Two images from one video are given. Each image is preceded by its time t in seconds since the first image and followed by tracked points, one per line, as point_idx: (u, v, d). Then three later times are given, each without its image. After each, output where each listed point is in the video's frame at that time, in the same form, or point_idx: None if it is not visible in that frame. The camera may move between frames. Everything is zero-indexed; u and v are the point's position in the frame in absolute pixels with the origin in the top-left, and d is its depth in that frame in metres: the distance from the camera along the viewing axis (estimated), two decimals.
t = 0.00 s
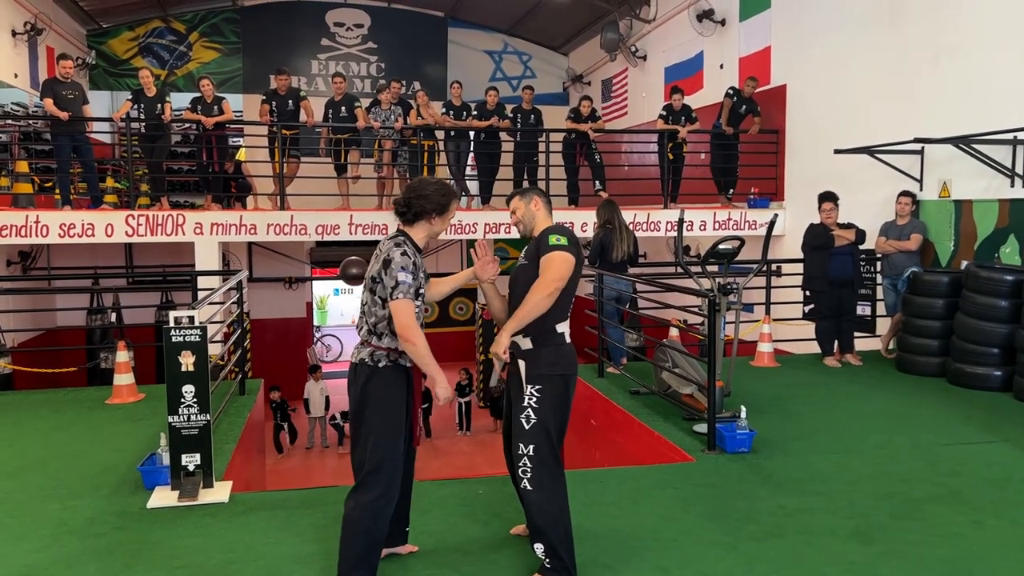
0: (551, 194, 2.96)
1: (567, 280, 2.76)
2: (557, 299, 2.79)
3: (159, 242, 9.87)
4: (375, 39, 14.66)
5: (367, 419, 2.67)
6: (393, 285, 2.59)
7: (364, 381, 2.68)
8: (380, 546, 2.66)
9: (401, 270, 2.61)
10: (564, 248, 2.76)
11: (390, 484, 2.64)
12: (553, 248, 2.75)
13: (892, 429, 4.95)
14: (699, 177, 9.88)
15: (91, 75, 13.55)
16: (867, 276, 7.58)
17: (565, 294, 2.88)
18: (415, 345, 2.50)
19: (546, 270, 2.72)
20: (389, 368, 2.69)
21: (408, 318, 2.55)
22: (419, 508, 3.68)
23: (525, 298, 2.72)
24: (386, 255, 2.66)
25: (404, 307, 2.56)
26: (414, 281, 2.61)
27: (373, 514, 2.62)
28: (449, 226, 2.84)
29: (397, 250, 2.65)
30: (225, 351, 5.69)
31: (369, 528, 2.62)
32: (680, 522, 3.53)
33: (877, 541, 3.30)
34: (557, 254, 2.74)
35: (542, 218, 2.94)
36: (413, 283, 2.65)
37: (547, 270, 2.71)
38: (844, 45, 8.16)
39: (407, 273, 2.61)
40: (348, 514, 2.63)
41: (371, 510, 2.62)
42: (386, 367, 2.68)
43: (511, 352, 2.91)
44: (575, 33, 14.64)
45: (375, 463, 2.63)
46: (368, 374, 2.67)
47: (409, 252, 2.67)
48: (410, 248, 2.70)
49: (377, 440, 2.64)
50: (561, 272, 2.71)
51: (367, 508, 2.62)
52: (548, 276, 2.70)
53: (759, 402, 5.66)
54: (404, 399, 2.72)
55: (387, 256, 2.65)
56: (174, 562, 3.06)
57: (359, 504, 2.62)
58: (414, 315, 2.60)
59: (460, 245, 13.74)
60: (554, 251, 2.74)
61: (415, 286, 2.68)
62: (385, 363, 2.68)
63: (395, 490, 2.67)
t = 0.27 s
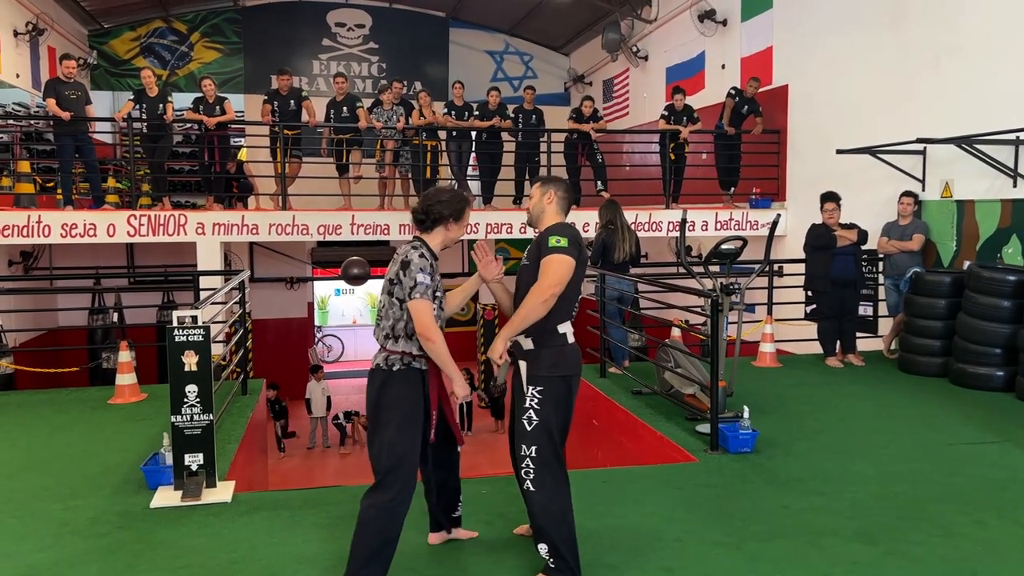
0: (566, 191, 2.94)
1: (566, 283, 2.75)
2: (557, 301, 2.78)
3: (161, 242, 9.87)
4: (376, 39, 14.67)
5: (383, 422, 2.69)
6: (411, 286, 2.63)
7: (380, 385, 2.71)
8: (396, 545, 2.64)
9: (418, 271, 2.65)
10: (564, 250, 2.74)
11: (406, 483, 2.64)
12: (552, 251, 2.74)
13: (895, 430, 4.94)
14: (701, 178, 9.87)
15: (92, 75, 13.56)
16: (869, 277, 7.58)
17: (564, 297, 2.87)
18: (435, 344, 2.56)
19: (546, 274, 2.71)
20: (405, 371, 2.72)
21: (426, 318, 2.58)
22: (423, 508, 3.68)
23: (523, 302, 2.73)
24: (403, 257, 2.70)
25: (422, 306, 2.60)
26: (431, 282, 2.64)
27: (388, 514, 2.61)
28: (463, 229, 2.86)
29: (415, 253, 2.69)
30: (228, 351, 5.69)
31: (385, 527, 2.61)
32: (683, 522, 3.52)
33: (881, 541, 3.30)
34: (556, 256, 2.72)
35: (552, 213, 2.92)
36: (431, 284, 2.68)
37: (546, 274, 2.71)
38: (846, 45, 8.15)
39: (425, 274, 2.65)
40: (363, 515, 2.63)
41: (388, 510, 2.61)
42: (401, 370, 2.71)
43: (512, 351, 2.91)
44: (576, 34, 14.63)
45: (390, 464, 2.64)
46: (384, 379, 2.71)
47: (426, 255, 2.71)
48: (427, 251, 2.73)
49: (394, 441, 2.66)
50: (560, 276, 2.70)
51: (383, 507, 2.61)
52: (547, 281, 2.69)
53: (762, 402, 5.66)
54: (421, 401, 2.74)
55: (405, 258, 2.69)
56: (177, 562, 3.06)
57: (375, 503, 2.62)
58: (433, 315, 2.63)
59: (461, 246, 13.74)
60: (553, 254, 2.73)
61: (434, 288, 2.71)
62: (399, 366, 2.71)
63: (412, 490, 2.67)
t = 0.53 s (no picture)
0: (578, 179, 2.90)
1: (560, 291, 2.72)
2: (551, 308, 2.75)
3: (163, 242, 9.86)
4: (378, 39, 14.67)
5: (398, 406, 2.77)
6: (414, 271, 2.68)
7: (394, 371, 2.78)
8: (412, 528, 2.72)
9: (421, 256, 2.69)
10: (555, 258, 2.69)
11: (421, 465, 2.72)
12: (543, 259, 2.70)
13: (898, 429, 4.94)
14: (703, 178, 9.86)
15: (94, 75, 13.57)
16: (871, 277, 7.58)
17: (564, 299, 2.82)
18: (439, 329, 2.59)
19: (537, 284, 2.69)
20: (418, 356, 2.78)
21: (429, 301, 2.63)
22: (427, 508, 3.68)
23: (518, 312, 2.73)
24: (407, 244, 2.75)
25: (424, 290, 2.64)
26: (433, 266, 2.68)
27: (404, 496, 2.69)
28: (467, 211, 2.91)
29: (417, 239, 2.73)
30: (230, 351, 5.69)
31: (400, 509, 2.69)
32: (687, 522, 3.52)
33: (885, 541, 3.30)
34: (548, 264, 2.69)
35: (560, 202, 2.90)
36: (434, 268, 2.72)
37: (537, 284, 2.68)
38: (849, 45, 8.14)
39: (427, 259, 2.69)
40: (381, 498, 2.71)
41: (403, 492, 2.69)
42: (415, 355, 2.78)
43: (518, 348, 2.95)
44: (577, 34, 14.62)
45: (405, 448, 2.71)
46: (398, 364, 2.78)
47: (430, 240, 2.75)
48: (430, 236, 2.77)
49: (408, 424, 2.73)
50: (552, 285, 2.68)
51: (398, 491, 2.69)
52: (536, 292, 2.67)
53: (764, 402, 5.66)
54: (435, 386, 2.81)
55: (408, 245, 2.74)
56: (182, 561, 3.06)
57: (391, 486, 2.70)
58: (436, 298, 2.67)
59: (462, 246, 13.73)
60: (544, 262, 2.69)
61: (438, 271, 2.74)
62: (413, 352, 2.78)
63: (427, 472, 2.74)
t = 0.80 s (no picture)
0: (577, 176, 2.87)
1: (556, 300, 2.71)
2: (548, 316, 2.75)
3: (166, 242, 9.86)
4: (380, 40, 14.68)
5: (404, 404, 2.79)
6: (413, 269, 2.69)
7: (401, 368, 2.81)
8: (419, 524, 2.72)
9: (420, 253, 2.70)
10: (548, 268, 2.68)
11: (426, 462, 2.73)
12: (537, 269, 2.69)
13: (902, 430, 4.93)
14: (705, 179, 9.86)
15: (96, 76, 13.58)
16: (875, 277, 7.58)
17: (565, 302, 2.82)
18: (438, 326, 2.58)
19: (532, 294, 2.70)
20: (424, 354, 2.79)
21: (427, 298, 2.63)
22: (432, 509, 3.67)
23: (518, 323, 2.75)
24: (408, 243, 2.77)
25: (423, 287, 2.64)
26: (432, 262, 2.68)
27: (409, 493, 2.70)
28: (467, 203, 2.91)
29: (417, 237, 2.75)
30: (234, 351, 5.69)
31: (407, 505, 2.69)
32: (693, 522, 3.52)
33: (891, 542, 3.29)
34: (542, 274, 2.68)
35: (563, 201, 2.90)
36: (434, 265, 2.73)
37: (532, 296, 2.69)
38: (852, 45, 8.14)
39: (426, 256, 2.70)
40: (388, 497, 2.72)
41: (408, 489, 2.70)
42: (421, 352, 2.78)
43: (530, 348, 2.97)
44: (579, 34, 14.61)
45: (410, 445, 2.73)
46: (404, 362, 2.80)
47: (430, 237, 2.76)
48: (431, 233, 2.78)
49: (414, 422, 2.75)
50: (544, 299, 2.67)
51: (403, 487, 2.70)
52: (529, 303, 2.69)
53: (768, 402, 5.65)
54: (441, 384, 2.82)
55: (408, 243, 2.75)
56: (188, 561, 3.06)
57: (396, 484, 2.71)
58: (436, 294, 2.67)
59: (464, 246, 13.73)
60: (539, 272, 2.69)
61: (439, 267, 2.74)
62: (420, 349, 2.78)
63: (433, 469, 2.74)
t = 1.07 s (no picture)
0: (594, 178, 2.87)
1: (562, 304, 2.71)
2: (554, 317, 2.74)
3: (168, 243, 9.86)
4: (382, 40, 14.68)
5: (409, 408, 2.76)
6: (409, 274, 2.67)
7: (405, 373, 2.78)
8: (428, 529, 2.71)
9: (416, 259, 2.68)
10: (554, 271, 2.68)
11: (434, 467, 2.71)
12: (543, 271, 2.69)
13: (906, 431, 4.93)
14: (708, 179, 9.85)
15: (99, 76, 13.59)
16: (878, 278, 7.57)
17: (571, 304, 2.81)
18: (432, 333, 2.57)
19: (538, 296, 2.69)
20: (427, 358, 2.76)
21: (424, 305, 2.62)
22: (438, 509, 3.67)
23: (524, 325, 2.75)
24: (403, 248, 2.75)
25: (419, 294, 2.63)
26: (427, 267, 2.66)
27: (417, 498, 2.68)
28: (460, 201, 2.89)
29: (412, 242, 2.73)
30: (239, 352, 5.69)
31: (416, 511, 2.67)
32: (698, 523, 3.51)
33: (898, 542, 3.28)
34: (548, 277, 2.68)
35: (575, 203, 2.89)
36: (431, 270, 2.71)
37: (538, 298, 2.68)
38: (855, 45, 8.14)
39: (422, 261, 2.68)
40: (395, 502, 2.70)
41: (416, 494, 2.68)
42: (424, 356, 2.75)
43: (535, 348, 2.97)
44: (582, 35, 14.59)
45: (416, 450, 2.71)
46: (408, 367, 2.77)
47: (425, 241, 2.74)
48: (427, 237, 2.77)
49: (420, 427, 2.72)
50: (551, 300, 2.67)
51: (411, 493, 2.68)
52: (535, 305, 2.68)
53: (772, 403, 5.65)
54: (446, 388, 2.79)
55: (404, 249, 2.74)
56: (194, 561, 3.05)
57: (404, 490, 2.69)
58: (432, 300, 2.65)
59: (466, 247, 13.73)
60: (544, 274, 2.69)
61: (436, 271, 2.73)
62: (423, 354, 2.75)
63: (440, 474, 2.73)
